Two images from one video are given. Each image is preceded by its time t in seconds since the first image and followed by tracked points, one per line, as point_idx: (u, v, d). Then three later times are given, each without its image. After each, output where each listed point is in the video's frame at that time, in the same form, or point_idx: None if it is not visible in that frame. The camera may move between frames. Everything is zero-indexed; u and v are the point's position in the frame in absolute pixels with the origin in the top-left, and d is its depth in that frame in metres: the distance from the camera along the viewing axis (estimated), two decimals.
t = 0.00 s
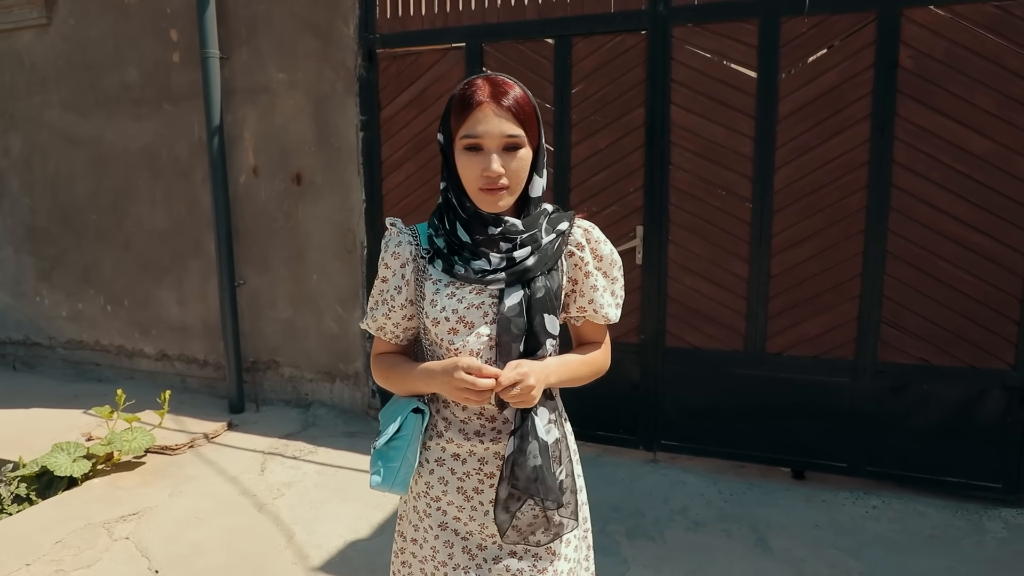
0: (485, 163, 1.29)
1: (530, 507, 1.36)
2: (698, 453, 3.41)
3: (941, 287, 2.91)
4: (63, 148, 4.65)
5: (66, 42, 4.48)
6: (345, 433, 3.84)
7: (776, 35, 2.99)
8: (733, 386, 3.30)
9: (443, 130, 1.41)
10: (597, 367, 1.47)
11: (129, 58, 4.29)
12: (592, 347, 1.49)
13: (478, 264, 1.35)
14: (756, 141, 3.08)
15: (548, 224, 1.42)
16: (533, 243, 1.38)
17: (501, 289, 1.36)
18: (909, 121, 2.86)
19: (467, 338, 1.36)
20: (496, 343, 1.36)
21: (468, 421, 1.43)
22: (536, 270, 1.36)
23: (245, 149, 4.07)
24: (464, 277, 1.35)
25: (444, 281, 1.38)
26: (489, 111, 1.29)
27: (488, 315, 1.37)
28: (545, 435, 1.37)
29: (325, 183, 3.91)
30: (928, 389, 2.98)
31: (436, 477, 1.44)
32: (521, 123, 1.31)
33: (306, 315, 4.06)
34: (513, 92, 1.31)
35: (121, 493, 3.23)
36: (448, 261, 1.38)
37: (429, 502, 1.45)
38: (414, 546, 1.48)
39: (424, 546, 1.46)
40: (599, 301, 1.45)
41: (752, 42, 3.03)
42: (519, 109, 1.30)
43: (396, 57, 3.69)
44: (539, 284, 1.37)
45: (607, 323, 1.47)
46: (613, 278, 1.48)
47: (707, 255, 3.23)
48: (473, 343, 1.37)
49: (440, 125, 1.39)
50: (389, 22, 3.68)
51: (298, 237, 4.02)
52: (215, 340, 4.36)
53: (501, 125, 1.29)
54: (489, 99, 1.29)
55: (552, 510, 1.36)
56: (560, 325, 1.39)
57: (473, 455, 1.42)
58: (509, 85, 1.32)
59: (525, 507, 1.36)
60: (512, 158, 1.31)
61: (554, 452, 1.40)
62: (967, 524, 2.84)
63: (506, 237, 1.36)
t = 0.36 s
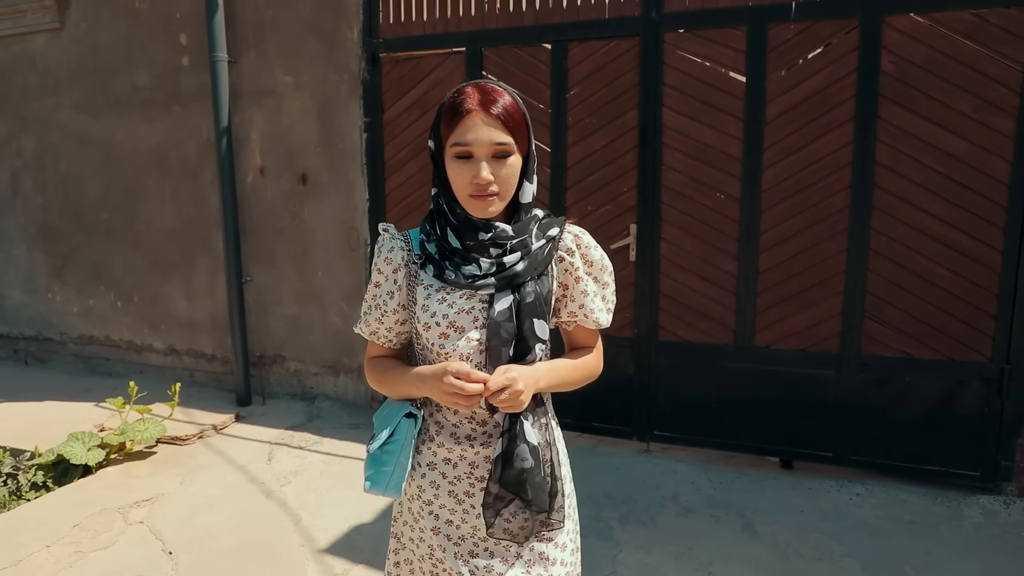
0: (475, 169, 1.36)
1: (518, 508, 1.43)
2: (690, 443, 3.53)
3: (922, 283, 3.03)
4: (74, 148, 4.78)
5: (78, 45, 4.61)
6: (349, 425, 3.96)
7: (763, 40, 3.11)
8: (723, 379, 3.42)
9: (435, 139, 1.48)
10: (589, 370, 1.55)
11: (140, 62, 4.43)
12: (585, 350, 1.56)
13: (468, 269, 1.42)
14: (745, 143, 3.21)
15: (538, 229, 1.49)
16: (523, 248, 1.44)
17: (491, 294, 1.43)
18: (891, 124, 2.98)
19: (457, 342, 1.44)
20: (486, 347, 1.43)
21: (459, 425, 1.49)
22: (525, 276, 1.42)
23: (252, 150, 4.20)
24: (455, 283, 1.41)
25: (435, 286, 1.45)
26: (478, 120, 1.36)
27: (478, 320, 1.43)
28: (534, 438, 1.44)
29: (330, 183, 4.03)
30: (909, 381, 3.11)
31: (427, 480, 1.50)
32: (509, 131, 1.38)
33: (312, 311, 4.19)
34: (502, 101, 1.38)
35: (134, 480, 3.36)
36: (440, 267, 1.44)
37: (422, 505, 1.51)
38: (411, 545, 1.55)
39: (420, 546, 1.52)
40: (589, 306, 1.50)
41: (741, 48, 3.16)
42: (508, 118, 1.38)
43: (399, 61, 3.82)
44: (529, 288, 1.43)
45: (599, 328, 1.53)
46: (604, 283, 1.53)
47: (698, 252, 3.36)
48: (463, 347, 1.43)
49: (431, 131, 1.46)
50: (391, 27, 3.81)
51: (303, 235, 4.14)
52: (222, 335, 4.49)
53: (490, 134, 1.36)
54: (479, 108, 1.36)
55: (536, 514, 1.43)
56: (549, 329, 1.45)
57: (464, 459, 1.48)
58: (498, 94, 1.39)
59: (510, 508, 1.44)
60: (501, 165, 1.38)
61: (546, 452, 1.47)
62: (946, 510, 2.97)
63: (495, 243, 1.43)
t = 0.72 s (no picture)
0: (496, 164, 1.36)
1: (535, 520, 1.42)
2: (687, 434, 3.64)
3: (912, 278, 3.14)
4: (90, 148, 4.91)
5: (94, 48, 4.75)
6: (358, 416, 4.09)
7: (758, 43, 3.22)
8: (719, 371, 3.53)
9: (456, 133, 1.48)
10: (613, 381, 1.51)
11: (154, 65, 4.56)
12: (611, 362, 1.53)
13: (486, 267, 1.41)
14: (741, 143, 3.32)
15: (560, 229, 1.47)
16: (543, 247, 1.42)
17: (508, 293, 1.41)
18: (881, 124, 3.09)
19: (471, 340, 1.42)
20: (501, 347, 1.41)
21: (472, 434, 1.50)
22: (545, 275, 1.40)
23: (263, 150, 4.33)
24: (471, 279, 1.40)
25: (451, 283, 1.45)
26: (501, 113, 1.36)
27: (494, 319, 1.42)
28: (549, 445, 1.43)
29: (339, 182, 4.16)
30: (899, 373, 3.21)
31: (440, 490, 1.51)
32: (532, 126, 1.37)
33: (321, 306, 4.31)
34: (525, 95, 1.38)
35: (151, 468, 3.49)
36: (456, 264, 1.44)
37: (434, 517, 1.52)
38: (421, 555, 1.56)
39: (430, 557, 1.54)
40: (611, 310, 1.48)
41: (737, 51, 3.26)
42: (531, 112, 1.37)
43: (406, 63, 3.94)
44: (547, 289, 1.41)
45: (621, 334, 1.51)
46: (628, 288, 1.51)
47: (696, 249, 3.47)
48: (477, 346, 1.42)
49: (452, 127, 1.47)
50: (399, 30, 3.93)
51: (313, 233, 4.27)
52: (234, 330, 4.62)
53: (512, 128, 1.36)
54: (501, 101, 1.36)
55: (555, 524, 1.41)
56: (568, 332, 1.42)
57: (477, 470, 1.48)
58: (522, 89, 1.39)
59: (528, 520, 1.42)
60: (522, 159, 1.38)
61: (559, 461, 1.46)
62: (934, 497, 3.07)
63: (515, 240, 1.41)
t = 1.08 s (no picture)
0: (510, 161, 1.37)
1: (554, 516, 1.44)
2: (684, 426, 3.75)
3: (901, 274, 3.24)
4: (101, 147, 5.02)
5: (105, 49, 4.86)
6: (363, 409, 4.20)
7: (753, 46, 3.32)
8: (715, 364, 3.64)
9: (468, 129, 1.49)
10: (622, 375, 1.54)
11: (165, 66, 4.67)
12: (619, 354, 1.56)
13: (500, 267, 1.43)
14: (736, 143, 3.42)
15: (573, 227, 1.49)
16: (557, 246, 1.45)
17: (522, 294, 1.44)
18: (871, 125, 3.20)
19: (485, 341, 1.45)
20: (516, 348, 1.44)
21: (485, 429, 1.52)
22: (559, 275, 1.43)
23: (272, 149, 4.44)
24: (485, 280, 1.42)
25: (465, 283, 1.47)
26: (515, 109, 1.37)
27: (508, 319, 1.45)
28: (566, 443, 1.45)
29: (346, 180, 4.27)
30: (889, 366, 3.32)
31: (453, 483, 1.54)
32: (546, 122, 1.39)
33: (328, 301, 4.42)
34: (539, 92, 1.39)
35: (164, 457, 3.60)
36: (470, 263, 1.46)
37: (445, 508, 1.55)
38: (429, 556, 1.57)
39: (439, 557, 1.55)
40: (624, 309, 1.50)
41: (732, 54, 3.37)
42: (545, 108, 1.38)
43: (411, 65, 4.04)
44: (561, 288, 1.44)
45: (633, 332, 1.53)
46: (640, 285, 1.53)
47: (693, 245, 3.58)
48: (492, 347, 1.45)
49: (464, 123, 1.48)
50: (404, 33, 4.04)
51: (320, 230, 4.37)
52: (242, 325, 4.73)
53: (526, 124, 1.37)
54: (515, 97, 1.37)
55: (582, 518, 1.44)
56: (581, 331, 1.46)
57: (491, 463, 1.51)
58: (535, 84, 1.40)
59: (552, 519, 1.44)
60: (536, 156, 1.39)
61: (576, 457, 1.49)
62: (922, 485, 3.18)
63: (529, 239, 1.43)
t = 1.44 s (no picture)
0: (512, 166, 1.36)
1: (557, 518, 1.42)
2: (681, 417, 3.87)
3: (892, 270, 3.36)
4: (112, 147, 5.14)
5: (117, 51, 4.97)
6: (370, 402, 4.31)
7: (749, 50, 3.44)
8: (712, 358, 3.75)
9: (469, 134, 1.47)
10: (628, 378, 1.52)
11: (175, 68, 4.78)
12: (625, 357, 1.53)
13: (503, 272, 1.41)
14: (732, 144, 3.53)
15: (576, 231, 1.48)
16: (559, 250, 1.43)
17: (525, 298, 1.42)
18: (863, 126, 3.31)
19: (489, 347, 1.42)
20: (519, 353, 1.41)
21: (489, 433, 1.48)
22: (562, 279, 1.41)
23: (280, 149, 4.55)
24: (488, 284, 1.40)
25: (467, 288, 1.44)
26: (516, 115, 1.36)
27: (512, 324, 1.42)
28: (570, 447, 1.42)
29: (353, 179, 4.38)
30: (879, 358, 3.44)
31: (456, 487, 1.50)
32: (548, 127, 1.37)
33: (335, 297, 4.53)
34: (541, 97, 1.38)
35: (178, 447, 3.72)
36: (472, 268, 1.44)
37: (448, 513, 1.51)
38: (430, 561, 1.54)
39: (440, 562, 1.51)
40: (628, 313, 1.47)
41: (728, 57, 3.48)
42: (547, 114, 1.37)
43: (417, 67, 4.15)
44: (565, 293, 1.42)
45: (636, 335, 1.49)
46: (643, 288, 1.50)
47: (690, 242, 3.69)
48: (495, 352, 1.42)
49: (466, 128, 1.46)
50: (410, 36, 4.16)
51: (327, 228, 4.49)
52: (250, 320, 4.84)
53: (528, 130, 1.35)
54: (517, 102, 1.36)
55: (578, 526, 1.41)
56: (585, 336, 1.44)
57: (494, 467, 1.47)
58: (537, 89, 1.38)
59: (552, 520, 1.42)
60: (538, 162, 1.38)
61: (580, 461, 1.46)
62: (911, 474, 3.30)
63: (532, 243, 1.41)
